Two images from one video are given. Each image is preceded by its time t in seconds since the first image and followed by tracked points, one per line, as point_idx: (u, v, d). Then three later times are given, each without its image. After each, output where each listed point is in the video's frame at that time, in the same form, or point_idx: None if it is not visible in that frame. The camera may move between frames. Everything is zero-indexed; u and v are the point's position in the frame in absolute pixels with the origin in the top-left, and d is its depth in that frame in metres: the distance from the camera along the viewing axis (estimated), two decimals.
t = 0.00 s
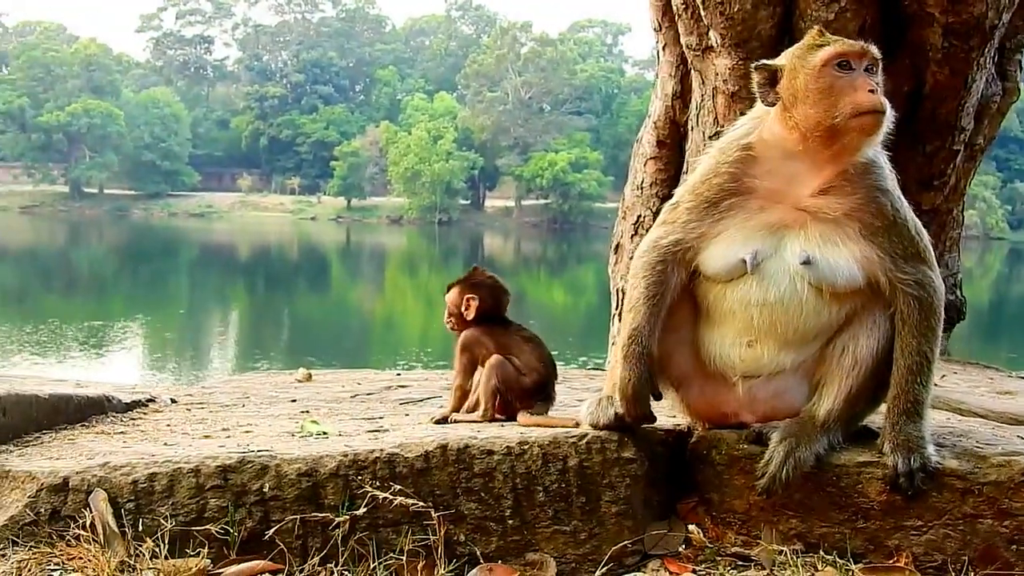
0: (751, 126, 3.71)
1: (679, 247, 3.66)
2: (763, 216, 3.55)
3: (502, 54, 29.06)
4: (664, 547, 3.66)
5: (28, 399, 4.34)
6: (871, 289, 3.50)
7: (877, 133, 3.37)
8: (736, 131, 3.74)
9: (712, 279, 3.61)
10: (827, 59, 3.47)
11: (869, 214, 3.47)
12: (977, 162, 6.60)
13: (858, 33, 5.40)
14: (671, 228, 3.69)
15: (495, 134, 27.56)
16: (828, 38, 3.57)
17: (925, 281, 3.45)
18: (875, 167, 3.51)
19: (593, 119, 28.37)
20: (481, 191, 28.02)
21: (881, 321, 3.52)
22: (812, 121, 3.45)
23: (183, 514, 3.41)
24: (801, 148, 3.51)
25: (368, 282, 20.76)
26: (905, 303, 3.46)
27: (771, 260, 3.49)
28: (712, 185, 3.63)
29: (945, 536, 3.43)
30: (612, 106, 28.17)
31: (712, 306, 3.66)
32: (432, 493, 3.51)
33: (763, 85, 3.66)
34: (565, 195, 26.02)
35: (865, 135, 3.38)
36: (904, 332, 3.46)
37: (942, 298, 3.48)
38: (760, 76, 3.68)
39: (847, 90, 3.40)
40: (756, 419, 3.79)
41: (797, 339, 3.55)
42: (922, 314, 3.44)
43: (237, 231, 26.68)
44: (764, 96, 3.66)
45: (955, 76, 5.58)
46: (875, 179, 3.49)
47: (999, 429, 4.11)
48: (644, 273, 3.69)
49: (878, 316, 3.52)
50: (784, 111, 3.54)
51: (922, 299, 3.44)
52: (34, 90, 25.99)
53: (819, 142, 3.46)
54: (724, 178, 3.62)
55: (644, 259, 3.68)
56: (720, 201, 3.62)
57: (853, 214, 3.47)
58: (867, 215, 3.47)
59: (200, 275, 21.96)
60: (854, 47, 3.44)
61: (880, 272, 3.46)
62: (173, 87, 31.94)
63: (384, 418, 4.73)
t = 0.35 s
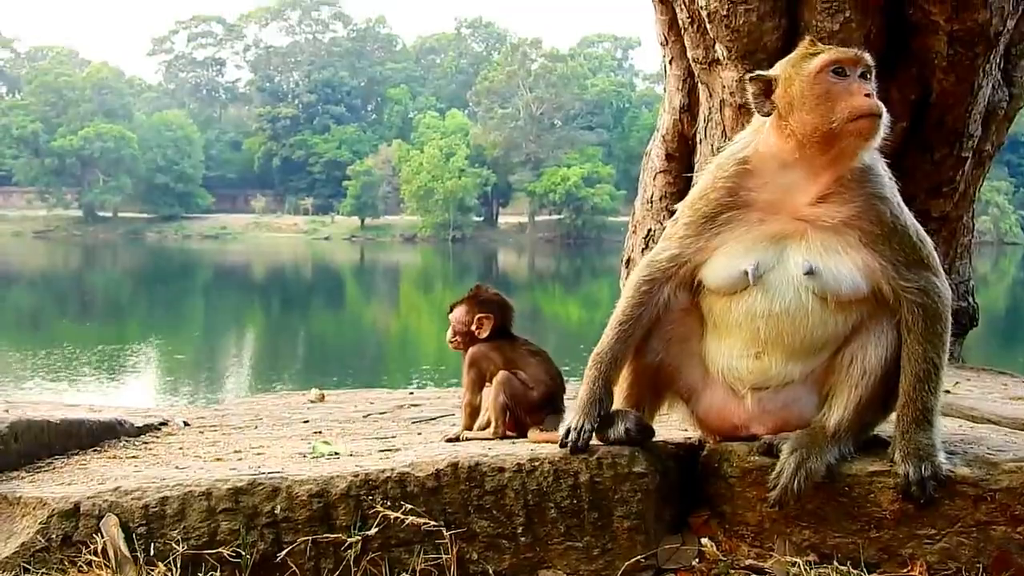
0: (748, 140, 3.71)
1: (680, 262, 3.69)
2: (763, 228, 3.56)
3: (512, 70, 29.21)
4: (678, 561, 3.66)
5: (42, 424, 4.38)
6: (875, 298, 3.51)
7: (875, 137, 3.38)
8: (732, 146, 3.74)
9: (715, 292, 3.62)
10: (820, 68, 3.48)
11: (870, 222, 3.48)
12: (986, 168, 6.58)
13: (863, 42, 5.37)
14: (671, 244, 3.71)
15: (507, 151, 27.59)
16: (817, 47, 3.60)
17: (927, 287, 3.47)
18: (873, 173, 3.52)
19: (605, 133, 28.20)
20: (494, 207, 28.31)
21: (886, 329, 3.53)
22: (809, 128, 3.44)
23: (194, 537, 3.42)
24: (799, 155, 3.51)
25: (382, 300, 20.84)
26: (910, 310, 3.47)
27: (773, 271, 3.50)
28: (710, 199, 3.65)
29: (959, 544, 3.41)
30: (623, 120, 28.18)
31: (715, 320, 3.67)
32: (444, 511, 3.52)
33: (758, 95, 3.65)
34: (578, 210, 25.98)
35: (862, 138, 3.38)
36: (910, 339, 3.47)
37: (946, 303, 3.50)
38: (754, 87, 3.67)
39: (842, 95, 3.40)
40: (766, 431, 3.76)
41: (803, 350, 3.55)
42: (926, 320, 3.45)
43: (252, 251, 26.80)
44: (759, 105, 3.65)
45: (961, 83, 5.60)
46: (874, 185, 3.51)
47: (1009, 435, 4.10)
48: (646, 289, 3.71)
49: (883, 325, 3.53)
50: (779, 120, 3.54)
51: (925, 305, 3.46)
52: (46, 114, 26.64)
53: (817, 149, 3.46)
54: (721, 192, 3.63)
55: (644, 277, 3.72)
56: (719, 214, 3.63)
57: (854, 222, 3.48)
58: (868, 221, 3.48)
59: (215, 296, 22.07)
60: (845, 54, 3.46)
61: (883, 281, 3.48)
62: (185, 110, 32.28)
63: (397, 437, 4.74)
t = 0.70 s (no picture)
0: (736, 154, 3.75)
1: (673, 274, 3.71)
2: (755, 239, 3.58)
3: (510, 81, 29.05)
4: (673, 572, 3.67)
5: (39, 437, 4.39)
6: (868, 308, 3.52)
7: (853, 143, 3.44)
8: (723, 159, 3.80)
9: (709, 303, 3.63)
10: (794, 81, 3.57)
11: (862, 232, 3.50)
12: (982, 179, 6.60)
13: (858, 53, 5.40)
14: (664, 257, 3.73)
15: (505, 162, 27.63)
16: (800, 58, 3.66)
17: (920, 297, 3.48)
18: (860, 181, 3.55)
19: (603, 144, 28.27)
20: (493, 219, 28.29)
21: (880, 339, 3.55)
22: (784, 138, 3.52)
23: (191, 550, 3.43)
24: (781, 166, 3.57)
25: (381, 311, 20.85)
26: (903, 320, 3.48)
27: (767, 282, 3.52)
28: (701, 210, 3.67)
29: (954, 554, 3.42)
30: (621, 131, 28.21)
31: (710, 331, 3.69)
32: (440, 523, 3.52)
33: (741, 107, 3.82)
34: (576, 221, 26.00)
35: (839, 146, 3.44)
36: (903, 350, 3.49)
37: (940, 313, 3.51)
38: (737, 100, 3.83)
39: (816, 105, 3.49)
40: (761, 442, 3.77)
41: (798, 360, 3.56)
42: (920, 330, 3.47)
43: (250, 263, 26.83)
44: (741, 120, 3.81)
45: (956, 94, 5.63)
46: (864, 194, 3.52)
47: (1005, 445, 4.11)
48: (640, 301, 3.73)
49: (877, 335, 3.55)
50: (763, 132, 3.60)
51: (919, 314, 3.47)
52: (44, 127, 26.60)
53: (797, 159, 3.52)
54: (711, 204, 3.65)
55: (638, 288, 3.73)
56: (710, 225, 3.65)
57: (844, 232, 3.51)
58: (860, 231, 3.50)
59: (213, 308, 22.07)
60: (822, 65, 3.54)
61: (876, 291, 3.49)
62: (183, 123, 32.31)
63: (393, 448, 4.75)
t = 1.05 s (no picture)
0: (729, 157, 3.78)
1: (670, 278, 3.75)
2: (749, 242, 3.61)
3: (511, 83, 29.08)
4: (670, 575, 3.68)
5: (38, 438, 4.39)
6: (865, 311, 3.53)
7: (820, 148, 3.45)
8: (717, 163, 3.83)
9: (706, 307, 3.66)
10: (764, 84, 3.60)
11: (853, 235, 3.52)
12: (981, 180, 6.60)
13: (857, 55, 5.41)
14: (660, 261, 3.77)
15: (505, 163, 27.62)
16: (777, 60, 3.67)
17: (913, 299, 3.49)
18: (850, 183, 3.56)
19: (603, 145, 28.28)
20: (493, 220, 28.28)
21: (877, 342, 3.55)
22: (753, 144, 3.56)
23: (188, 552, 3.44)
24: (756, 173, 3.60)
25: (382, 312, 20.84)
26: (897, 323, 3.49)
27: (762, 284, 3.54)
28: (695, 215, 3.71)
29: (949, 556, 3.42)
30: (622, 132, 28.20)
31: (707, 334, 3.71)
32: (437, 525, 3.53)
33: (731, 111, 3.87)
34: (576, 222, 25.98)
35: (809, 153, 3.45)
36: (899, 352, 3.49)
37: (936, 316, 3.51)
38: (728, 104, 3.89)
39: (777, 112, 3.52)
40: (759, 443, 3.77)
41: (796, 362, 3.57)
42: (914, 332, 3.47)
43: (250, 265, 26.82)
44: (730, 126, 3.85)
45: (954, 96, 5.63)
46: (856, 197, 3.53)
47: (1002, 447, 4.11)
48: (636, 305, 3.77)
49: (873, 338, 3.55)
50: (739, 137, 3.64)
51: (914, 316, 3.48)
52: (45, 129, 26.59)
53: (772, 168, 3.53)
54: (705, 208, 3.69)
55: (633, 291, 3.78)
56: (704, 229, 3.69)
57: (837, 235, 3.53)
58: (853, 234, 3.51)
59: (214, 309, 22.07)
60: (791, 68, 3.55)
61: (872, 295, 3.50)
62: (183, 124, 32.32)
63: (392, 450, 4.76)
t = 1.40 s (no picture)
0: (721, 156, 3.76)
1: (667, 278, 3.76)
2: (745, 242, 3.63)
3: (511, 82, 29.07)
4: (670, 571, 3.68)
5: (39, 433, 4.39)
6: (863, 309, 3.54)
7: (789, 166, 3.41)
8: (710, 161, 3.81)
9: (705, 305, 3.68)
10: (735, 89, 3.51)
11: (848, 234, 3.51)
12: (983, 180, 6.59)
13: (858, 53, 5.41)
14: (657, 261, 3.79)
15: (505, 163, 27.59)
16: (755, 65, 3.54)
17: (909, 297, 3.49)
18: (844, 183, 3.53)
19: (603, 145, 28.24)
20: (493, 219, 28.28)
21: (877, 339, 3.55)
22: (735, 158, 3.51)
23: (189, 546, 3.45)
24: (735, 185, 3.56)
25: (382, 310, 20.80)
26: (894, 321, 3.49)
27: (760, 283, 3.55)
28: (689, 215, 3.72)
29: (950, 552, 3.42)
30: (622, 132, 28.16)
31: (706, 332, 3.73)
32: (438, 519, 3.53)
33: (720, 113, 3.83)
34: (576, 222, 25.92)
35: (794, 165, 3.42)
36: (898, 348, 3.50)
37: (936, 312, 3.51)
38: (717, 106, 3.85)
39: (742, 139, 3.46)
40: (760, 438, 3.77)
41: (794, 359, 3.59)
42: (912, 329, 3.48)
43: (249, 264, 26.79)
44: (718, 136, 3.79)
45: (956, 95, 5.63)
46: (849, 196, 3.52)
47: (1002, 445, 4.11)
48: (632, 305, 3.80)
49: (874, 335, 3.56)
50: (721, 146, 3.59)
51: (910, 313, 3.48)
52: (45, 128, 26.55)
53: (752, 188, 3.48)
54: (698, 209, 3.69)
55: (630, 291, 3.80)
56: (699, 229, 3.70)
57: (832, 233, 3.53)
58: (847, 232, 3.52)
59: (214, 308, 22.05)
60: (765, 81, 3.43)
61: (869, 291, 3.51)
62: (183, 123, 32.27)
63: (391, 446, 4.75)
